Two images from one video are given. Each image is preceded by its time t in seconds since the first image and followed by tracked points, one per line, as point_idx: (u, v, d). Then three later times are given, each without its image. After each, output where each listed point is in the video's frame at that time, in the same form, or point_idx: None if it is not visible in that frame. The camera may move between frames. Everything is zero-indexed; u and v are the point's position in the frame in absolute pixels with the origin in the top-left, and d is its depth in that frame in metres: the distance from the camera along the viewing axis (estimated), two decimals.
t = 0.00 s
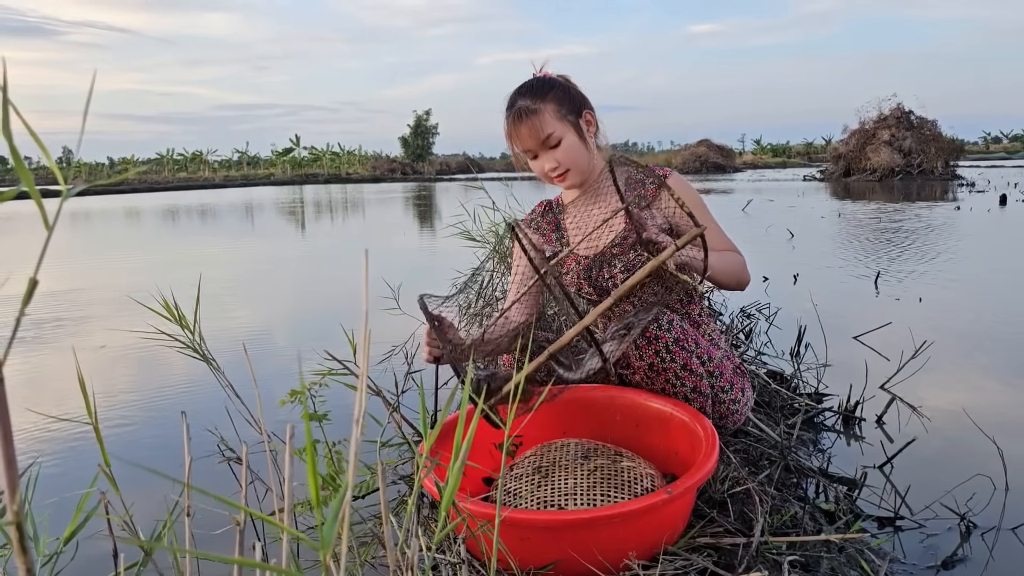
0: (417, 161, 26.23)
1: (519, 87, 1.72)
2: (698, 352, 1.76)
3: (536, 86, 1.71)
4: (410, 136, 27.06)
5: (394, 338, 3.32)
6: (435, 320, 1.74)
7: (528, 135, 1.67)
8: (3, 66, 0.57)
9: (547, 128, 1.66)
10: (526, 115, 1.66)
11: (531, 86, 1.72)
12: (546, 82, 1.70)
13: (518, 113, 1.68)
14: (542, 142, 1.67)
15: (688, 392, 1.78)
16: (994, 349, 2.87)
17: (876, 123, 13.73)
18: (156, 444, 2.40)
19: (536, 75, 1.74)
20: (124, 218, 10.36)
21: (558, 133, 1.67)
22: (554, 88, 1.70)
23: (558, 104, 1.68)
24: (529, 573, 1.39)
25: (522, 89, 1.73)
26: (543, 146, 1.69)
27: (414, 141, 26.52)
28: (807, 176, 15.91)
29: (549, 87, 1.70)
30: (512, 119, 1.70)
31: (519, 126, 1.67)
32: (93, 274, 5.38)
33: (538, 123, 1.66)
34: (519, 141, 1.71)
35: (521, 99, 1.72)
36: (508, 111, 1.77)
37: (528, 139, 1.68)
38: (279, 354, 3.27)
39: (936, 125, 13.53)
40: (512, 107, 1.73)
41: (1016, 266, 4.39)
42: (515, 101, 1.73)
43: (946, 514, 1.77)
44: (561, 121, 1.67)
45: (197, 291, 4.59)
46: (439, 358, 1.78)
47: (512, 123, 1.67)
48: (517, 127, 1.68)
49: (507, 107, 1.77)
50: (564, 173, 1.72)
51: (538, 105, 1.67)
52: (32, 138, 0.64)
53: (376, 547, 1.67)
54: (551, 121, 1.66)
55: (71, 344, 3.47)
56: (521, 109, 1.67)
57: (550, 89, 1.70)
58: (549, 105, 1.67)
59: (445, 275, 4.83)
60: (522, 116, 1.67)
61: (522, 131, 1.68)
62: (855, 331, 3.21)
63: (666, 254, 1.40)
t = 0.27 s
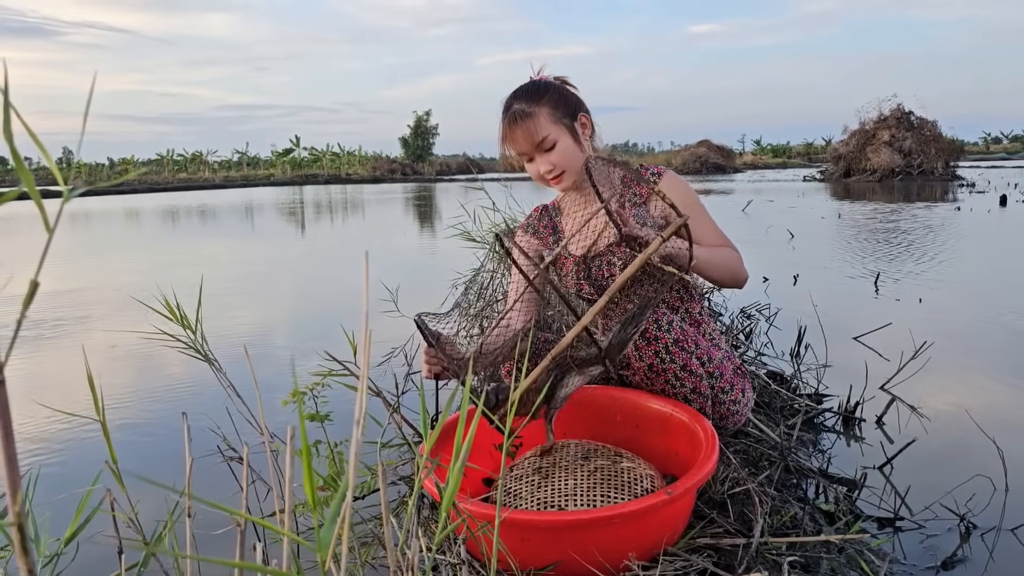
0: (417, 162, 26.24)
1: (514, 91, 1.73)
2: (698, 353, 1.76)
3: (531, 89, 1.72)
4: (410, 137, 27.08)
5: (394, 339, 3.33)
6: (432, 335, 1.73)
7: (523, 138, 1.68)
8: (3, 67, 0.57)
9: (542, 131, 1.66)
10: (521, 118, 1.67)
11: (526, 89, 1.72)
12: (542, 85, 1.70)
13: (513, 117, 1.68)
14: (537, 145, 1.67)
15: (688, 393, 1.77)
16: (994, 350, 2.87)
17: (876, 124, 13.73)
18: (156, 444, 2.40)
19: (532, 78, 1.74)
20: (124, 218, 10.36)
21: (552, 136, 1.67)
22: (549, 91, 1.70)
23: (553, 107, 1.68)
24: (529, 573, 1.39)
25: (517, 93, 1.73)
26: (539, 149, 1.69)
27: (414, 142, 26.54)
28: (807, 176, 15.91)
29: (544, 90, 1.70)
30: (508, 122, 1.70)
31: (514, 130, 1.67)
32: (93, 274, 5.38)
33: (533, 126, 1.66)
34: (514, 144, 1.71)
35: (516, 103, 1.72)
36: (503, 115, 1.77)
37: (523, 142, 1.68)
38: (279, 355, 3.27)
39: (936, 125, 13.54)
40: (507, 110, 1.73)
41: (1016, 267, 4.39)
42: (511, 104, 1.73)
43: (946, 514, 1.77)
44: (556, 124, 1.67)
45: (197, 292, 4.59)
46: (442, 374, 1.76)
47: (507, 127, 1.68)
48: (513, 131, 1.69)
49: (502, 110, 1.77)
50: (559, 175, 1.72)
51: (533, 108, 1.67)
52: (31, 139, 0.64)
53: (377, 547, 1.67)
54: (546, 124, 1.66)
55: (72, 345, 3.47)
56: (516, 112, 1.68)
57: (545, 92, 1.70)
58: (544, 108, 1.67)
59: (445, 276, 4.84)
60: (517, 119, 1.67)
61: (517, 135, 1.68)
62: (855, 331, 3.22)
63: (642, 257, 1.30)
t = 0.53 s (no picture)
0: (418, 162, 26.24)
1: (508, 94, 1.74)
2: (698, 352, 1.76)
3: (526, 91, 1.73)
4: (410, 137, 27.08)
5: (393, 339, 3.33)
6: (429, 351, 1.75)
7: (519, 140, 1.68)
8: None
9: (538, 133, 1.67)
10: (516, 120, 1.68)
11: (521, 92, 1.73)
12: (537, 87, 1.71)
13: (508, 119, 1.69)
14: (532, 147, 1.68)
15: (688, 392, 1.78)
16: (994, 350, 2.87)
17: (876, 124, 13.73)
18: (156, 445, 2.40)
19: (527, 81, 1.75)
20: (124, 218, 10.36)
21: (548, 138, 1.68)
22: (544, 93, 1.71)
23: (548, 109, 1.69)
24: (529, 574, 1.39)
25: (512, 96, 1.74)
26: (534, 151, 1.70)
27: (414, 142, 26.56)
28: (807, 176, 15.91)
29: (539, 93, 1.71)
30: (503, 125, 1.71)
31: (509, 131, 1.68)
32: (93, 275, 5.38)
33: (528, 128, 1.67)
34: (510, 146, 1.72)
35: (511, 106, 1.73)
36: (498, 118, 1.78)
37: (519, 144, 1.69)
38: (279, 355, 3.27)
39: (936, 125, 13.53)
40: (503, 113, 1.74)
41: (1016, 267, 4.39)
42: (505, 108, 1.74)
43: (945, 515, 1.77)
44: (551, 126, 1.68)
45: (197, 292, 4.59)
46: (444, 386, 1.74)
47: (502, 129, 1.68)
48: (508, 133, 1.70)
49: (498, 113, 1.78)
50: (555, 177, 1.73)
51: (528, 111, 1.68)
52: (21, 139, 0.64)
53: (376, 548, 1.67)
54: (541, 126, 1.67)
55: (71, 345, 3.47)
56: (511, 115, 1.69)
57: (540, 94, 1.71)
58: (539, 111, 1.68)
59: (444, 275, 4.84)
60: (512, 121, 1.68)
61: (513, 137, 1.69)
62: (855, 331, 3.22)
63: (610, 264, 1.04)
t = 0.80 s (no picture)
0: (418, 162, 26.24)
1: (501, 98, 1.76)
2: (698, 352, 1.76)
3: (518, 94, 1.75)
4: (410, 137, 27.08)
5: (394, 339, 3.33)
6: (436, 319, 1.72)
7: (511, 145, 1.72)
8: None
9: (529, 137, 1.70)
10: (507, 125, 1.71)
11: (513, 96, 1.75)
12: (528, 90, 1.73)
13: (500, 124, 1.72)
14: (524, 151, 1.71)
15: (688, 393, 1.78)
16: (995, 350, 2.87)
17: (876, 124, 13.72)
18: (156, 444, 2.40)
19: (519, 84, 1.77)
20: (125, 218, 10.36)
21: (539, 141, 1.71)
22: (536, 96, 1.73)
23: (540, 112, 1.71)
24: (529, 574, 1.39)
25: (505, 100, 1.77)
26: (527, 155, 1.72)
27: (415, 142, 26.56)
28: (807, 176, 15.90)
29: (531, 95, 1.73)
30: (496, 129, 1.74)
31: (502, 136, 1.72)
32: (94, 275, 5.37)
33: (519, 132, 1.70)
34: (503, 150, 1.76)
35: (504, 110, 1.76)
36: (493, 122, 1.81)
37: (511, 148, 1.72)
38: (279, 355, 3.27)
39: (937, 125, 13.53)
40: (496, 117, 1.77)
41: (1016, 267, 4.39)
42: (499, 111, 1.77)
43: (946, 515, 1.77)
44: (542, 130, 1.70)
45: (197, 292, 4.59)
46: (443, 358, 1.78)
47: (494, 134, 1.72)
48: (501, 138, 1.73)
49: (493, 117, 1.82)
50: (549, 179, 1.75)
51: (519, 115, 1.70)
52: (24, 138, 0.64)
53: (377, 548, 1.67)
54: (532, 130, 1.70)
55: (71, 345, 3.47)
56: (503, 119, 1.72)
57: (532, 97, 1.73)
58: (530, 114, 1.70)
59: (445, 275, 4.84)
60: (504, 126, 1.71)
61: (505, 141, 1.72)
62: (855, 331, 3.21)
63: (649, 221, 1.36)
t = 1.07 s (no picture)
0: (418, 162, 26.24)
1: (500, 99, 1.74)
2: (699, 353, 1.76)
3: (517, 96, 1.73)
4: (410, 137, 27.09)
5: (394, 339, 3.33)
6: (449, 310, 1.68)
7: (510, 147, 1.70)
8: None
9: (528, 139, 1.68)
10: (506, 127, 1.69)
11: (512, 97, 1.74)
12: (528, 92, 1.72)
13: (499, 126, 1.71)
14: (523, 153, 1.70)
15: (688, 393, 1.78)
16: (995, 350, 2.87)
17: (876, 124, 13.72)
18: (157, 444, 2.40)
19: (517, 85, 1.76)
20: (125, 219, 10.35)
21: (538, 143, 1.70)
22: (534, 98, 1.72)
23: (539, 114, 1.70)
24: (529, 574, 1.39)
25: (504, 101, 1.75)
26: (526, 157, 1.71)
27: (415, 143, 26.57)
28: (808, 177, 15.91)
29: (530, 97, 1.72)
30: (495, 131, 1.73)
31: (501, 138, 1.70)
32: (94, 275, 5.37)
33: (518, 135, 1.68)
34: (502, 152, 1.74)
35: (502, 111, 1.74)
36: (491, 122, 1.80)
37: (510, 150, 1.70)
38: (279, 355, 3.27)
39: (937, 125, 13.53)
40: (495, 118, 1.75)
41: (1015, 267, 4.39)
42: (497, 112, 1.75)
43: (946, 515, 1.77)
44: (541, 132, 1.69)
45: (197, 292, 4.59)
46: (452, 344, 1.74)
47: (493, 135, 1.70)
48: (500, 140, 1.72)
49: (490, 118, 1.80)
50: (548, 181, 1.74)
51: (518, 116, 1.69)
52: (25, 137, 0.64)
53: (377, 548, 1.67)
54: (531, 132, 1.69)
55: (71, 345, 3.47)
56: (502, 121, 1.70)
57: (530, 99, 1.72)
58: (529, 116, 1.69)
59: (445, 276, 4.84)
60: (502, 128, 1.70)
61: (504, 143, 1.71)
62: (855, 332, 3.22)
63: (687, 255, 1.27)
